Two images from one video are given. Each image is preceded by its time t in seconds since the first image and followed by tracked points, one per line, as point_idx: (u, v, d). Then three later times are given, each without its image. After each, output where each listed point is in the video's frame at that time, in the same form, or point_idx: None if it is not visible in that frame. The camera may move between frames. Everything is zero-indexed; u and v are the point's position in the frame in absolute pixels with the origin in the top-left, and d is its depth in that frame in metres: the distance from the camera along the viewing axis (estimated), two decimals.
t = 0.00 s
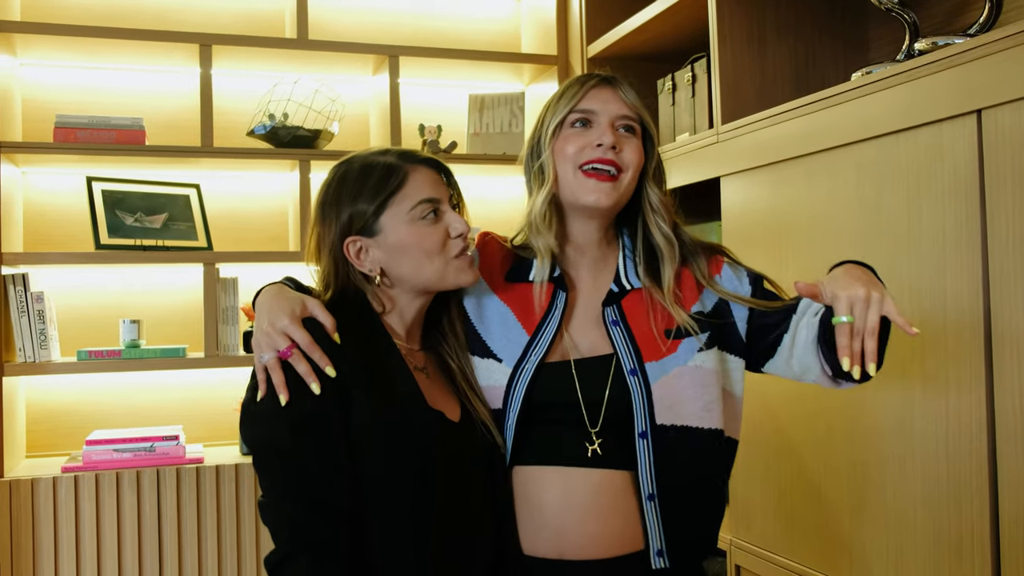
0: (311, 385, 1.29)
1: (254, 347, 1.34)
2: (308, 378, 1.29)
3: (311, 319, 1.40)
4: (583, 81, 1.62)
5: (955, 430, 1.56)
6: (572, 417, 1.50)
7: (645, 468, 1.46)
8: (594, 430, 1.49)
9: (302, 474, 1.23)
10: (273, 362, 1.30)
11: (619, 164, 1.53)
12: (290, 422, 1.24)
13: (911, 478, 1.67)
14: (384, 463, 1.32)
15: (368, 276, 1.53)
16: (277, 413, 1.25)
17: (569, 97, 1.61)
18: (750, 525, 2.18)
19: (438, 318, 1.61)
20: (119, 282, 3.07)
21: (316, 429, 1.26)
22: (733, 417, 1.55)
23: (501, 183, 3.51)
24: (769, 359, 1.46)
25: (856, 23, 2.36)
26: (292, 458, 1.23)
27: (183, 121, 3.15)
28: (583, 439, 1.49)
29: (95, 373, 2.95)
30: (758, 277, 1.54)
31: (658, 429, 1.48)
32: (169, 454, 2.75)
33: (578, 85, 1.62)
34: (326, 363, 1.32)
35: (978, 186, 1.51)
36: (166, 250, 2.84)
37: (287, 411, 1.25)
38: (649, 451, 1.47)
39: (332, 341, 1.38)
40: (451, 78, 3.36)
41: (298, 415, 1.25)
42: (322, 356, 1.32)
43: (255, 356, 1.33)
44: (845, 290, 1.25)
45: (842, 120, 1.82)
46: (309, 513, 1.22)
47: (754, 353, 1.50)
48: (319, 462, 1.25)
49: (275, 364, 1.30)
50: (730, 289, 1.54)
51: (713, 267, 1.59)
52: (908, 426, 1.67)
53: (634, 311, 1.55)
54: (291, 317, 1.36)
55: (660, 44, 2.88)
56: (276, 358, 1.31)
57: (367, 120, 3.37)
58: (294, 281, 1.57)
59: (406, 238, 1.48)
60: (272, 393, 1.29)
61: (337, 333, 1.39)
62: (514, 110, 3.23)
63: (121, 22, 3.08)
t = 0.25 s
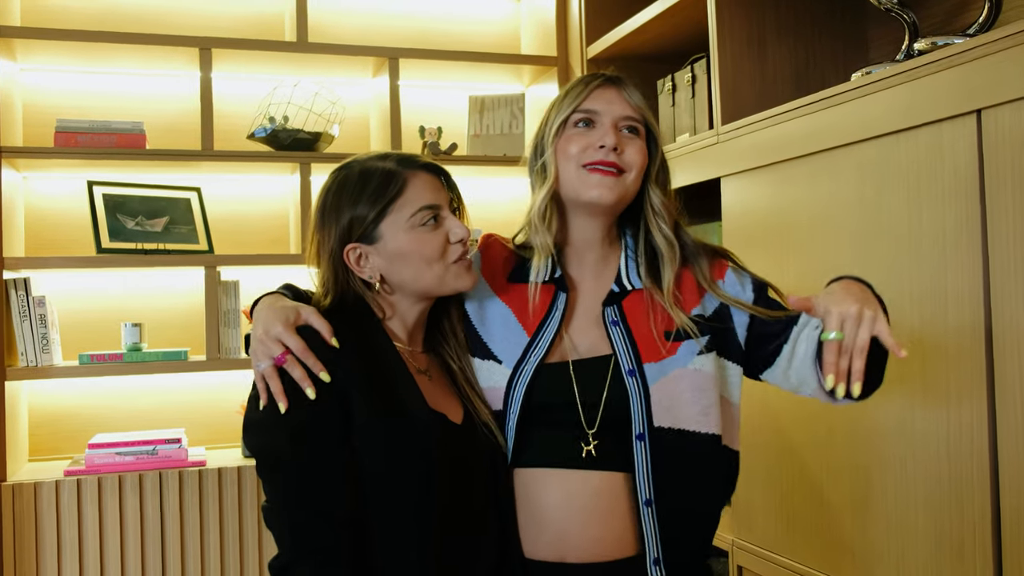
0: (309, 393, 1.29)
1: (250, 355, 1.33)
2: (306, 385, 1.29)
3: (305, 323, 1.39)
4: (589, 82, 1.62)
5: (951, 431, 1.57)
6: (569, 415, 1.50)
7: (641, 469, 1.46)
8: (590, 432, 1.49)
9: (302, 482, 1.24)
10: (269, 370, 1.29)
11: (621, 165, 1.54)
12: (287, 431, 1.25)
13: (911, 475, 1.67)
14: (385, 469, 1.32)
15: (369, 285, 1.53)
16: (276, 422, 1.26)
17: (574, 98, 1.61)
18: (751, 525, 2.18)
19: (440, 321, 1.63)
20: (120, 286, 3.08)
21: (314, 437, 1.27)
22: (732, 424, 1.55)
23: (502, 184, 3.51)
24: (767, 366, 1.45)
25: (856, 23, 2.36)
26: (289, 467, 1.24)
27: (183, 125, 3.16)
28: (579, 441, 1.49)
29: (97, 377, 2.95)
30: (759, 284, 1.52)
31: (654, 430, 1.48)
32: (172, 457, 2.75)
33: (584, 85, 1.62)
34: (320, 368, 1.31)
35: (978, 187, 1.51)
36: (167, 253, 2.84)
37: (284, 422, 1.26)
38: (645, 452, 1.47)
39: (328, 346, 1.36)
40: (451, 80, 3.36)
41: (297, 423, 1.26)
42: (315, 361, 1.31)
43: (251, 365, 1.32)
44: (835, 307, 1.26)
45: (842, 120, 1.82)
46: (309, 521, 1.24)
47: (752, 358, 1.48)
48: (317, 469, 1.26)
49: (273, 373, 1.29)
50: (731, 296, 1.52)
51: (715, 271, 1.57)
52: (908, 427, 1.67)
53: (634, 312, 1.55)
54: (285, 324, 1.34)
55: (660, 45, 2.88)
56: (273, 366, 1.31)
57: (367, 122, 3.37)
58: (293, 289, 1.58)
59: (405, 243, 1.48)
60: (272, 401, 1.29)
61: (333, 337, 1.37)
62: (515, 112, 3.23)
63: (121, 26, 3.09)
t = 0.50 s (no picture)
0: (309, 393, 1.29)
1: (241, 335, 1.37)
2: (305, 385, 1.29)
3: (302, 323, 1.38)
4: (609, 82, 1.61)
5: (952, 436, 1.57)
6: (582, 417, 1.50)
7: (653, 475, 1.47)
8: (605, 434, 1.49)
9: (302, 482, 1.25)
10: (250, 348, 1.32)
11: (632, 168, 1.53)
12: (288, 431, 1.25)
13: (912, 480, 1.67)
14: (385, 468, 1.33)
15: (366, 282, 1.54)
16: (275, 422, 1.26)
17: (592, 99, 1.60)
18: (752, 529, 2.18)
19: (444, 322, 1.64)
20: (122, 283, 3.08)
21: (315, 437, 1.28)
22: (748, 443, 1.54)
23: (505, 185, 3.52)
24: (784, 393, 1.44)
25: (859, 26, 2.36)
26: (290, 467, 1.25)
27: (187, 122, 3.16)
28: (594, 443, 1.49)
29: (99, 373, 2.96)
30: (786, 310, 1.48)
31: (669, 437, 1.48)
32: (172, 455, 2.75)
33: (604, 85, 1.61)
34: (293, 355, 1.31)
35: (981, 192, 1.51)
36: (170, 251, 2.85)
37: (284, 421, 1.26)
38: (657, 459, 1.47)
39: (310, 340, 1.35)
40: (455, 80, 3.36)
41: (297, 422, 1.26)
42: (291, 347, 1.31)
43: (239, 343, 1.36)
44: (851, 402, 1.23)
45: (845, 124, 1.82)
46: (309, 520, 1.24)
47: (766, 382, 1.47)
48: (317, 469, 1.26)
49: (253, 351, 1.32)
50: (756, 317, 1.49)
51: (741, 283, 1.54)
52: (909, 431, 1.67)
53: (658, 318, 1.53)
54: (274, 308, 1.37)
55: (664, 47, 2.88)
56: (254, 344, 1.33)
57: (371, 122, 3.37)
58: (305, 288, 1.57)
59: (404, 245, 1.48)
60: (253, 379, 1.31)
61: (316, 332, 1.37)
62: (518, 112, 3.23)
63: (126, 24, 3.09)
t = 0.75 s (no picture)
0: (308, 397, 1.29)
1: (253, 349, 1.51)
2: (305, 390, 1.30)
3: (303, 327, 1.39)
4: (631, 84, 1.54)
5: (953, 443, 1.57)
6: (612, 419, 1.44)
7: (683, 491, 1.38)
8: (635, 436, 1.42)
9: (301, 488, 1.25)
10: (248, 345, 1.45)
11: (652, 169, 1.46)
12: (285, 436, 1.26)
13: (915, 487, 1.66)
14: (383, 471, 1.33)
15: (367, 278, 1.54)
16: (272, 426, 1.27)
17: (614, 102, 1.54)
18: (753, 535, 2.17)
19: (442, 325, 1.64)
20: (124, 284, 3.08)
21: (313, 441, 1.28)
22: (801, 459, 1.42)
23: (507, 188, 3.52)
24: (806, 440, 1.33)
25: (862, 31, 2.36)
26: (286, 472, 1.25)
27: (190, 123, 3.17)
28: (622, 444, 1.42)
29: (100, 374, 2.96)
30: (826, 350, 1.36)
31: (704, 452, 1.39)
32: (173, 456, 2.74)
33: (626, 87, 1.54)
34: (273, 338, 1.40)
35: (983, 198, 1.50)
36: (172, 252, 2.85)
37: (282, 426, 1.26)
38: (689, 475, 1.38)
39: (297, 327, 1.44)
40: (457, 83, 3.37)
41: (296, 427, 1.27)
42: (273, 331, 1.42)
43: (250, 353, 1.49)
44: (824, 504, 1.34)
45: (848, 128, 1.81)
46: (305, 525, 1.24)
47: (792, 424, 1.35)
48: (315, 473, 1.27)
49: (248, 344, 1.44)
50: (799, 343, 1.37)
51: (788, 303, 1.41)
52: (910, 438, 1.67)
53: (702, 328, 1.44)
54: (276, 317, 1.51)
55: (666, 50, 2.88)
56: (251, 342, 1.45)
57: (374, 124, 3.38)
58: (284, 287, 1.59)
59: (405, 244, 1.48)
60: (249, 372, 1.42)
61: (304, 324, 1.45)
62: (521, 116, 3.24)
63: (130, 25, 3.10)
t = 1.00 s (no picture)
0: (305, 404, 1.30)
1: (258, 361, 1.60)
2: (302, 396, 1.31)
3: (303, 333, 1.41)
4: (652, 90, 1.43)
5: (952, 448, 1.57)
6: (640, 423, 1.40)
7: (692, 508, 1.33)
8: (663, 441, 1.37)
9: (299, 495, 1.26)
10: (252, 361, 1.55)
11: (656, 184, 1.39)
12: (281, 444, 1.27)
13: (914, 492, 1.66)
14: (383, 474, 1.34)
15: (363, 275, 1.54)
16: (269, 433, 1.27)
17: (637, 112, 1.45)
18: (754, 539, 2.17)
19: (434, 328, 1.65)
20: (125, 286, 3.08)
21: (310, 448, 1.29)
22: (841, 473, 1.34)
23: (508, 190, 3.52)
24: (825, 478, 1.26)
25: (862, 34, 2.36)
26: (283, 478, 1.26)
27: (190, 125, 3.17)
28: (651, 450, 1.38)
29: (100, 376, 2.96)
30: (856, 379, 1.27)
31: (715, 468, 1.33)
32: (173, 458, 2.74)
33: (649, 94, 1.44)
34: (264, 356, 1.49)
35: (983, 201, 1.50)
36: (173, 254, 2.85)
37: (279, 433, 1.27)
38: (699, 493, 1.33)
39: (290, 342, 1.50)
40: (458, 85, 3.37)
41: (292, 434, 1.28)
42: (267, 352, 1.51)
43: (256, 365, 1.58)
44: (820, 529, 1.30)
45: (849, 131, 1.81)
46: (303, 532, 1.25)
47: (814, 460, 1.27)
48: (314, 480, 1.27)
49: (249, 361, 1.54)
50: (823, 369, 1.27)
51: (813, 320, 1.31)
52: (909, 442, 1.67)
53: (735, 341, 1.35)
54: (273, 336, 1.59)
55: (667, 52, 2.89)
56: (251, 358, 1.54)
57: (374, 126, 3.38)
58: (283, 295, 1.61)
59: (404, 241, 1.49)
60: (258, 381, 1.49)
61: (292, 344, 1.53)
62: (521, 118, 3.24)
63: (130, 26, 3.10)
